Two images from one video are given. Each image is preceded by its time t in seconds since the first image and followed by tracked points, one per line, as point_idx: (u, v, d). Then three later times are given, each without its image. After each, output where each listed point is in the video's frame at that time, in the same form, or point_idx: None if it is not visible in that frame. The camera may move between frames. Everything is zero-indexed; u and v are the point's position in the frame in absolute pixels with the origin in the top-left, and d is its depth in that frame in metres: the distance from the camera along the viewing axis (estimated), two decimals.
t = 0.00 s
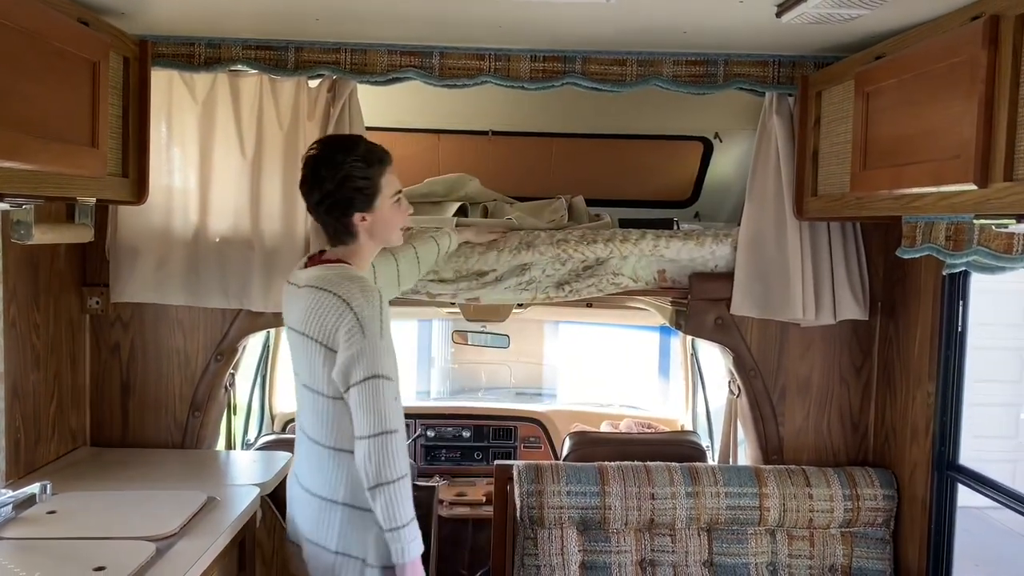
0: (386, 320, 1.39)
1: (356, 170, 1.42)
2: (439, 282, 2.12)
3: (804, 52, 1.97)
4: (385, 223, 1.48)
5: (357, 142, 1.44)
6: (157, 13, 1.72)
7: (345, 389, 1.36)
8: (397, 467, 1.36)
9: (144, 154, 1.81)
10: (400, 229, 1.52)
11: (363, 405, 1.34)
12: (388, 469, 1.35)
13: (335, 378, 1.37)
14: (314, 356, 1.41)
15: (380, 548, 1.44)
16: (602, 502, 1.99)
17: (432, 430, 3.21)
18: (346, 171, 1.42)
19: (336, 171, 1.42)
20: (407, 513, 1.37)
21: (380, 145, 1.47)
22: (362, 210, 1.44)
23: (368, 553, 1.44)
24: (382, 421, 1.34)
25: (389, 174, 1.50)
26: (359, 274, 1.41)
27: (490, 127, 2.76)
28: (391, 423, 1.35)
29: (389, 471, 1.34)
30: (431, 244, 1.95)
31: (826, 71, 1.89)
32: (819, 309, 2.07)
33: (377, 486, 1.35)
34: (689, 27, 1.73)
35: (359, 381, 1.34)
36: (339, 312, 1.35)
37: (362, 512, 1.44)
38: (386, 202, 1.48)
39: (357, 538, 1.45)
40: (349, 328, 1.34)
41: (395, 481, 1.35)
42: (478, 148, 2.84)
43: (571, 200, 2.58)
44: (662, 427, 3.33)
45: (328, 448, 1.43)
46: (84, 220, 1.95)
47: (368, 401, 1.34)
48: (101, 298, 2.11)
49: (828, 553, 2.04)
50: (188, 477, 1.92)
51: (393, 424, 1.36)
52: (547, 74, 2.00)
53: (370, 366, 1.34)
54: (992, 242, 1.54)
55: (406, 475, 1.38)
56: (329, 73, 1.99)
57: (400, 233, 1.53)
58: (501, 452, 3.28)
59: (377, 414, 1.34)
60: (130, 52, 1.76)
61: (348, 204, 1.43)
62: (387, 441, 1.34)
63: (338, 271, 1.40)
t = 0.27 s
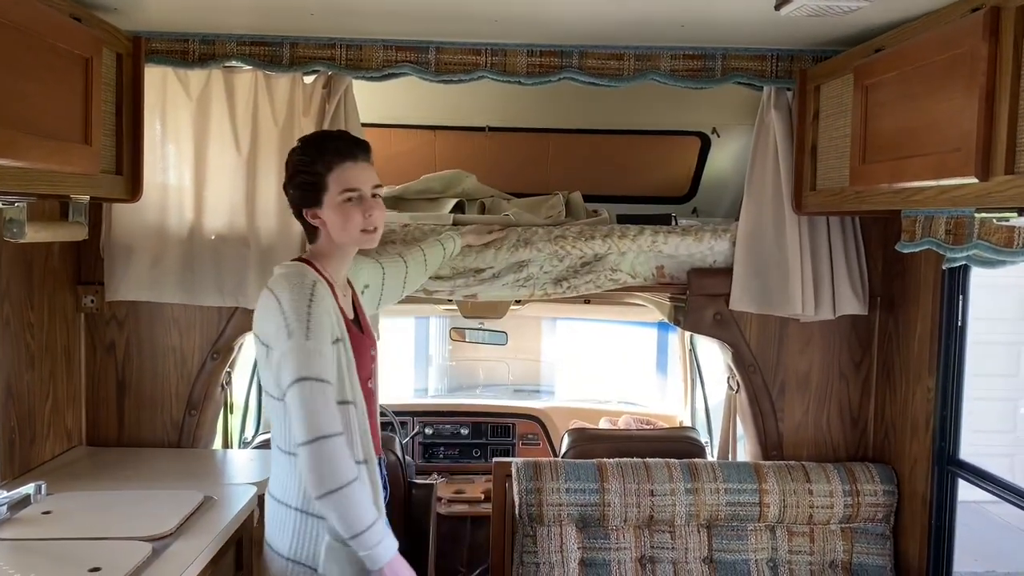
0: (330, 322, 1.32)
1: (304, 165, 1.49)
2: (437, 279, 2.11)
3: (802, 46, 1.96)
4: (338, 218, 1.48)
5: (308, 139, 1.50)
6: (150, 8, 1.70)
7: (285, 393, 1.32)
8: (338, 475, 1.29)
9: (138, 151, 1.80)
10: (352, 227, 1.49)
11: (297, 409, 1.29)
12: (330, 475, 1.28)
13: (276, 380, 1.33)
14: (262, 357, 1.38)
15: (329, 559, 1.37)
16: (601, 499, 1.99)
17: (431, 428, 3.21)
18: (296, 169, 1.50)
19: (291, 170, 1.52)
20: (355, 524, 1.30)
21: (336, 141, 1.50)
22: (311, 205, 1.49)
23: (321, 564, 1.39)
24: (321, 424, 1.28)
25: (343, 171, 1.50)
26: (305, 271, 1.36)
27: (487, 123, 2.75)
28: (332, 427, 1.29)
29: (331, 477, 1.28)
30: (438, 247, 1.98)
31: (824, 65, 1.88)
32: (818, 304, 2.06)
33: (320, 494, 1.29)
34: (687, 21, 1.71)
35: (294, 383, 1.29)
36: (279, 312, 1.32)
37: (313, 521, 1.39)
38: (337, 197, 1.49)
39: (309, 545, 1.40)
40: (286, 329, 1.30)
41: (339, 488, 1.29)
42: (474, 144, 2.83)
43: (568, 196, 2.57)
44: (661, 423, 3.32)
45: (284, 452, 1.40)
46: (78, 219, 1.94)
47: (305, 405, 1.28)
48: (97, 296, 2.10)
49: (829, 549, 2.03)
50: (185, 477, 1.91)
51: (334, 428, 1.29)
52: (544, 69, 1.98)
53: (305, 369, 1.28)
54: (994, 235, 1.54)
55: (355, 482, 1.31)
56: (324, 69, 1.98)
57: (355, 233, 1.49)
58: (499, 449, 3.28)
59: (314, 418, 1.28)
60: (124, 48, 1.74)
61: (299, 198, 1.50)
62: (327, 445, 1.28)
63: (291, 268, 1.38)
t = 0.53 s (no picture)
0: (306, 325, 1.36)
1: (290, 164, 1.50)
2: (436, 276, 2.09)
3: (802, 39, 1.94)
4: (319, 215, 1.48)
5: (293, 137, 1.51)
6: (144, 4, 1.68)
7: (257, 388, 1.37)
8: (293, 480, 1.34)
9: (133, 148, 1.78)
10: (334, 224, 1.48)
11: (263, 408, 1.34)
12: (284, 480, 1.34)
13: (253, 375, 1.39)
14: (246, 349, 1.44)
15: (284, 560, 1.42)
16: (602, 496, 1.98)
17: (430, 425, 3.20)
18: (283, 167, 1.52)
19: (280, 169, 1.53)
20: (301, 531, 1.35)
21: (317, 136, 1.50)
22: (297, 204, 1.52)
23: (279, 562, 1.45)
24: (282, 428, 1.33)
25: (325, 166, 1.49)
26: (292, 269, 1.40)
27: (484, 119, 2.73)
28: (292, 433, 1.34)
29: (284, 483, 1.33)
30: (445, 249, 1.96)
31: (825, 58, 1.87)
32: (819, 299, 2.05)
33: (272, 497, 1.34)
34: (687, 14, 1.70)
35: (263, 383, 1.34)
36: (259, 309, 1.36)
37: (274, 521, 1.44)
38: (317, 194, 1.49)
39: (268, 544, 1.45)
40: (262, 326, 1.34)
41: (290, 494, 1.34)
42: (472, 140, 2.81)
43: (567, 191, 2.55)
44: (661, 420, 3.30)
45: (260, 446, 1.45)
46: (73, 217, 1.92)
47: (269, 406, 1.33)
48: (92, 295, 2.08)
49: (831, 545, 2.02)
50: (183, 477, 1.90)
51: (294, 435, 1.34)
52: (542, 64, 1.97)
53: (274, 370, 1.33)
54: (996, 229, 1.52)
55: (307, 491, 1.36)
56: (320, 65, 1.95)
57: (337, 230, 1.47)
58: (499, 447, 3.26)
59: (277, 420, 1.33)
60: (117, 44, 1.72)
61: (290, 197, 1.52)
62: (284, 450, 1.33)
63: (280, 264, 1.41)
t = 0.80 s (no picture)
0: (306, 324, 1.36)
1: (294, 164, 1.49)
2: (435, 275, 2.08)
3: (803, 35, 1.93)
4: (323, 216, 1.47)
5: (301, 135, 1.49)
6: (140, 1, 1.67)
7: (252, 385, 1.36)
8: (281, 482, 1.33)
9: (130, 147, 1.76)
10: (338, 224, 1.46)
11: (256, 405, 1.32)
12: (274, 479, 1.32)
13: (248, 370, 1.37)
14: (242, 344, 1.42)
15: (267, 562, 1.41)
16: (603, 495, 1.97)
17: (429, 424, 3.19)
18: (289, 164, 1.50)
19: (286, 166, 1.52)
20: (288, 531, 1.34)
21: (325, 136, 1.48)
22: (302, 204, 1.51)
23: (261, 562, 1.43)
24: (275, 426, 1.32)
25: (331, 166, 1.48)
26: (294, 266, 1.39)
27: (483, 116, 2.72)
28: (285, 432, 1.32)
29: (273, 483, 1.32)
30: (445, 249, 1.94)
31: (827, 54, 1.86)
32: (820, 297, 2.04)
33: (260, 496, 1.32)
34: (687, 10, 1.68)
35: (258, 378, 1.32)
36: (258, 304, 1.35)
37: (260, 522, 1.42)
38: (321, 195, 1.48)
39: (253, 544, 1.44)
40: (261, 322, 1.33)
41: (279, 494, 1.32)
42: (471, 138, 2.80)
43: (567, 188, 2.53)
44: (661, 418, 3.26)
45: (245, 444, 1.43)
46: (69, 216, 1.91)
47: (263, 403, 1.32)
48: (90, 295, 2.07)
49: (833, 543, 2.01)
50: (182, 478, 1.88)
51: (287, 433, 1.33)
52: (542, 61, 1.96)
53: (271, 366, 1.31)
54: (1000, 226, 1.51)
55: (296, 491, 1.35)
56: (318, 62, 1.94)
57: (342, 230, 1.46)
58: (499, 446, 3.25)
59: (270, 418, 1.32)
60: (114, 42, 1.71)
61: (294, 194, 1.51)
62: (275, 448, 1.32)
63: (281, 261, 1.40)
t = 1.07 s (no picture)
0: (308, 326, 1.35)
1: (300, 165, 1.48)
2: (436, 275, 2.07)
3: (806, 33, 1.92)
4: (324, 218, 1.46)
5: (308, 137, 1.49)
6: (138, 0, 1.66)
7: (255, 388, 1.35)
8: (286, 484, 1.31)
9: (129, 148, 1.75)
10: (339, 227, 1.45)
11: (260, 408, 1.31)
12: (281, 482, 1.31)
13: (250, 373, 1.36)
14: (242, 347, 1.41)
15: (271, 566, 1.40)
16: (605, 497, 1.96)
17: (430, 425, 3.17)
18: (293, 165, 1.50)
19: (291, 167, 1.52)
20: (298, 534, 1.32)
21: (332, 139, 1.48)
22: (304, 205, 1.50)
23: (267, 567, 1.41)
24: (279, 429, 1.31)
25: (335, 169, 1.47)
26: (296, 268, 1.38)
27: (484, 116, 2.71)
28: (290, 434, 1.31)
29: (280, 487, 1.31)
30: (446, 251, 1.93)
31: (830, 53, 1.85)
32: (823, 297, 2.04)
33: (265, 500, 1.31)
34: (690, 9, 1.67)
35: (261, 381, 1.31)
36: (261, 307, 1.34)
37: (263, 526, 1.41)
38: (324, 198, 1.47)
39: (256, 549, 1.42)
40: (264, 324, 1.32)
41: (287, 496, 1.31)
42: (472, 137, 2.79)
43: (568, 188, 2.53)
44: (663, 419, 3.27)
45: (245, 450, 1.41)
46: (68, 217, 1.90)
47: (268, 406, 1.30)
48: (89, 296, 2.06)
49: (836, 545, 2.01)
50: (182, 480, 1.87)
51: (291, 435, 1.32)
52: (543, 60, 1.95)
53: (274, 369, 1.30)
54: (1005, 225, 1.49)
55: (303, 493, 1.34)
56: (318, 61, 1.94)
57: (342, 233, 1.45)
58: (500, 447, 3.24)
59: (275, 420, 1.31)
60: (113, 41, 1.70)
61: (297, 195, 1.51)
62: (281, 451, 1.31)
63: (282, 264, 1.39)
